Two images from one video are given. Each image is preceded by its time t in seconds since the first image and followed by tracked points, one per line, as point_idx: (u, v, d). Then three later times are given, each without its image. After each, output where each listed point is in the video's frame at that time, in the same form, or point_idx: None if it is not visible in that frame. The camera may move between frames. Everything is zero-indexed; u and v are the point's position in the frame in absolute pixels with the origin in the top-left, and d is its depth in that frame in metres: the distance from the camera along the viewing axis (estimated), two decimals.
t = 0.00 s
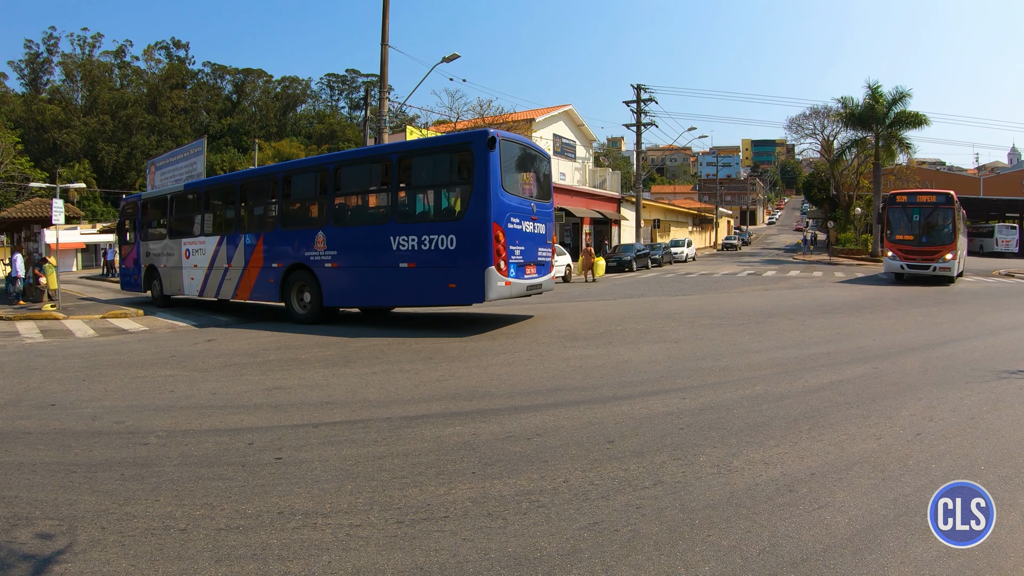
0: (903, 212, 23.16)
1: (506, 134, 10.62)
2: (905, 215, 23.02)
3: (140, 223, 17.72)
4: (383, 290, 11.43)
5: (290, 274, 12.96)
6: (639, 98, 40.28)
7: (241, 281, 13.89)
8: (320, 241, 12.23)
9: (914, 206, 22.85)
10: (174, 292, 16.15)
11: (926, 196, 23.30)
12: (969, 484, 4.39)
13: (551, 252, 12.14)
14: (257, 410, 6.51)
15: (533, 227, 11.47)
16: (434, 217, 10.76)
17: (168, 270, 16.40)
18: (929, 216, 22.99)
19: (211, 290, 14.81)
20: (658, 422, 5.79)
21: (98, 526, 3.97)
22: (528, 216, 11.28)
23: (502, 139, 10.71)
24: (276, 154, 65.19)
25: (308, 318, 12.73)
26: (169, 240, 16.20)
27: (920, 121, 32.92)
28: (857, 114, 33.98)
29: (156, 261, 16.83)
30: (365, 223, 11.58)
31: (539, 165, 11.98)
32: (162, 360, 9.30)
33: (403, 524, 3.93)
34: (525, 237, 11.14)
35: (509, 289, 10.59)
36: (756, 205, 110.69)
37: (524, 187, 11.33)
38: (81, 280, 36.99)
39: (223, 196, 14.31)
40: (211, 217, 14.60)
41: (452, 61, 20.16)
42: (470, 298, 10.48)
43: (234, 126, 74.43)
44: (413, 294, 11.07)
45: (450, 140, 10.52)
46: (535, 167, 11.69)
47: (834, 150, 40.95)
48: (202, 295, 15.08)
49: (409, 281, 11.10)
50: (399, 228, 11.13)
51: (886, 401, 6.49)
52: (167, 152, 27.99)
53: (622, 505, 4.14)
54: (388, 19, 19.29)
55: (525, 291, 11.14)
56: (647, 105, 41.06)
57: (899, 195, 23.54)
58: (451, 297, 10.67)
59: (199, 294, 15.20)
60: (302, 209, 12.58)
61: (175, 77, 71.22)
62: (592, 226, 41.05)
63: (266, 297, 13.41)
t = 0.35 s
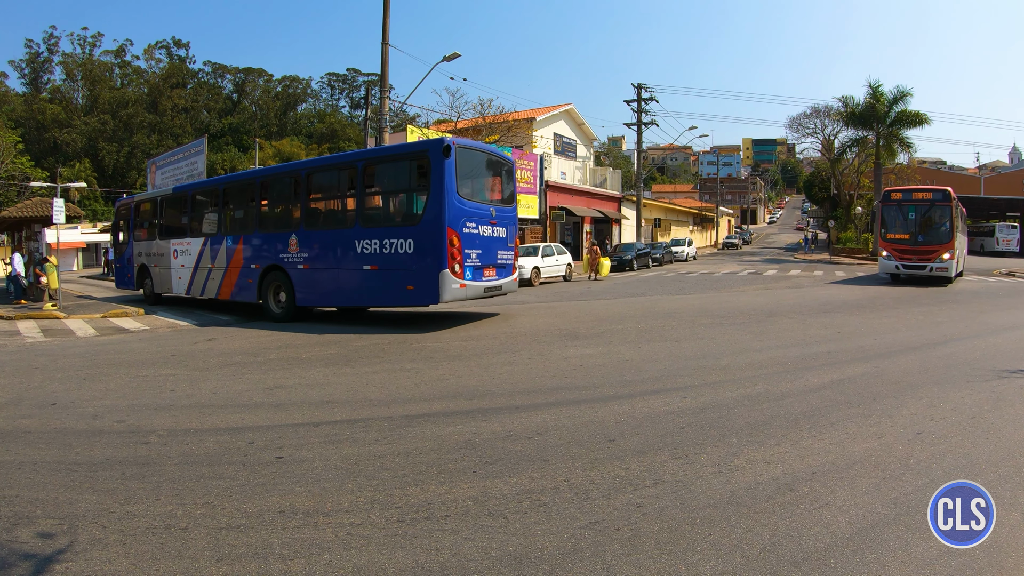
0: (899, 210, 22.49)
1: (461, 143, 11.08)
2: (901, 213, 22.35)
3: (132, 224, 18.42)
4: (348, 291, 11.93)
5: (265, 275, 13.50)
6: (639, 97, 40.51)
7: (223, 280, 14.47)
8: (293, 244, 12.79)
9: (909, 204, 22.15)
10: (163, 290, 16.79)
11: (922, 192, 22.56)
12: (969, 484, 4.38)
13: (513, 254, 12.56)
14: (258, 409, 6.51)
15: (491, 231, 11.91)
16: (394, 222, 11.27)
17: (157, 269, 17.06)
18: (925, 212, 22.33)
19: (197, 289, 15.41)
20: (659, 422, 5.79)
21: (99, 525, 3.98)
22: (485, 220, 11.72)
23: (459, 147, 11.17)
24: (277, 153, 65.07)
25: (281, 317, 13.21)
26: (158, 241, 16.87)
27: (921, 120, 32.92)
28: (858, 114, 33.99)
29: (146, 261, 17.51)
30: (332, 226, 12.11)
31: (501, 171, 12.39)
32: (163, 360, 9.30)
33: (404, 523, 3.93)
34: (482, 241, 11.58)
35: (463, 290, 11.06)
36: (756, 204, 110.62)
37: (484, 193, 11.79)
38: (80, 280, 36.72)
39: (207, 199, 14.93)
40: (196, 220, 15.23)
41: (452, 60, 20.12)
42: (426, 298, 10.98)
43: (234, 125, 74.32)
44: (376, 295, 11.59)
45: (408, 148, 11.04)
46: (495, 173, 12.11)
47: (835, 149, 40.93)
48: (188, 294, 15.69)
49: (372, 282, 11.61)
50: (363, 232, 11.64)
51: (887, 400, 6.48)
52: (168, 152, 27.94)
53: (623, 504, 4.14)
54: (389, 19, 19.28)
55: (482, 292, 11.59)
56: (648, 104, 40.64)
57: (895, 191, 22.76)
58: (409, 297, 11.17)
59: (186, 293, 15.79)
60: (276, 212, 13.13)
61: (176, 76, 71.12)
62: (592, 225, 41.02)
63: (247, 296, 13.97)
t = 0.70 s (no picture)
0: (892, 208, 20.76)
1: (421, 147, 11.38)
2: (893, 211, 20.61)
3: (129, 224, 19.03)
4: (316, 291, 12.27)
5: (244, 276, 13.94)
6: (640, 97, 39.19)
7: (208, 280, 14.99)
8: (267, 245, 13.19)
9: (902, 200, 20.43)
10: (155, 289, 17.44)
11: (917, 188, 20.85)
12: (969, 484, 4.38)
13: (478, 255, 12.84)
14: (259, 408, 6.51)
15: (453, 232, 12.19)
16: (356, 224, 11.57)
17: (149, 268, 17.72)
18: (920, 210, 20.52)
19: (184, 287, 16.00)
20: (660, 421, 5.78)
21: (100, 525, 3.98)
22: (447, 222, 12.01)
23: (419, 152, 11.46)
24: (278, 153, 65.02)
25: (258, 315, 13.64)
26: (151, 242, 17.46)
27: (922, 119, 32.92)
28: (858, 114, 34.02)
29: (140, 260, 18.16)
30: (302, 229, 12.47)
31: (467, 174, 12.66)
32: (164, 359, 9.30)
33: (404, 523, 3.93)
34: (442, 242, 11.87)
35: (422, 290, 11.36)
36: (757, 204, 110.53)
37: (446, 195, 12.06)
38: (81, 280, 36.80)
39: (194, 202, 15.42)
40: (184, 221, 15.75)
41: (453, 59, 20.09)
42: (386, 298, 11.28)
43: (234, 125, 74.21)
44: (340, 294, 11.90)
45: (369, 152, 11.36)
46: (458, 175, 12.39)
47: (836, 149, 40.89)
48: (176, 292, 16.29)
49: (338, 283, 11.94)
50: (329, 234, 11.97)
51: (888, 400, 6.47)
52: (169, 152, 27.89)
53: (624, 504, 4.14)
54: (390, 18, 19.27)
55: (443, 292, 11.89)
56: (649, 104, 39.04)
57: (887, 187, 21.04)
58: (372, 297, 11.47)
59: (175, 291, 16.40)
60: (253, 215, 13.53)
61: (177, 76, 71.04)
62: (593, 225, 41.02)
63: (229, 295, 14.48)
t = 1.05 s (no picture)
0: (885, 206, 19.82)
1: (387, 159, 11.97)
2: (887, 208, 19.70)
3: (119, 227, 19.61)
4: (291, 295, 12.93)
5: (226, 279, 14.57)
6: (641, 96, 38.87)
7: (194, 281, 15.58)
8: (248, 250, 13.81)
9: (896, 197, 19.48)
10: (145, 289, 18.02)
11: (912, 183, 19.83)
12: (969, 484, 4.38)
13: (445, 260, 13.47)
14: (260, 408, 6.51)
15: (420, 240, 12.80)
16: (327, 232, 12.21)
17: (138, 269, 18.30)
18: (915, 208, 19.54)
19: (172, 288, 16.57)
20: (661, 421, 5.79)
21: (101, 525, 3.98)
22: (413, 229, 12.62)
23: (385, 163, 12.07)
24: (279, 153, 65.02)
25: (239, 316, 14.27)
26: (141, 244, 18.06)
27: (922, 119, 32.93)
28: (859, 114, 34.01)
29: (130, 261, 18.75)
30: (278, 235, 13.10)
31: (434, 183, 13.27)
32: (164, 359, 9.31)
33: (405, 523, 3.94)
34: (409, 250, 12.51)
35: (387, 295, 12.02)
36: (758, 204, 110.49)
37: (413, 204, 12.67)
38: (81, 279, 36.77)
39: (180, 207, 16.04)
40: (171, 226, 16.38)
41: (453, 60, 20.07)
42: (354, 302, 11.95)
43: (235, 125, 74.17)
44: (313, 298, 12.56)
45: (338, 164, 11.97)
46: (425, 184, 12.99)
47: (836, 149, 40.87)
48: (164, 292, 16.86)
49: (310, 287, 12.58)
50: (303, 240, 12.60)
51: (889, 400, 6.47)
52: (170, 152, 27.89)
53: (625, 504, 4.14)
54: (390, 17, 19.25)
55: (410, 297, 12.54)
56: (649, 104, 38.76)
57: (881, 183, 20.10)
58: (341, 301, 12.14)
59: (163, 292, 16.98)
60: (235, 220, 14.16)
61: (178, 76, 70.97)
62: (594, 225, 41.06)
63: (213, 295, 15.04)
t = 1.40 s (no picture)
0: (877, 204, 18.57)
1: (357, 158, 12.64)
2: (878, 206, 18.45)
3: (114, 229, 20.40)
4: (271, 288, 13.64)
5: (212, 275, 15.32)
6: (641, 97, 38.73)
7: (183, 279, 16.32)
8: (231, 248, 14.53)
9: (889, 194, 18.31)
10: (138, 287, 18.77)
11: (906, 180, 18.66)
12: (969, 484, 4.37)
13: (417, 254, 14.11)
14: (261, 409, 6.52)
15: (391, 235, 13.46)
16: (302, 228, 12.91)
17: (132, 269, 19.09)
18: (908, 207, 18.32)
19: (163, 286, 17.30)
20: (662, 422, 5.79)
21: (101, 525, 3.98)
22: (383, 225, 13.26)
23: (355, 163, 12.73)
24: (279, 154, 65.05)
25: (224, 310, 15.02)
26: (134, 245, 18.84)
27: (922, 120, 32.93)
28: (859, 114, 34.00)
29: (125, 261, 19.54)
30: (258, 232, 13.82)
31: (405, 182, 13.92)
32: (165, 360, 9.32)
33: (406, 524, 3.94)
34: (379, 244, 13.14)
35: (359, 288, 12.67)
36: (758, 204, 110.44)
37: (383, 202, 13.32)
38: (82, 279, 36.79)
39: (169, 208, 16.80)
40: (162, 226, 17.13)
41: (453, 60, 20.06)
42: (327, 294, 12.62)
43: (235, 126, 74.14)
44: (290, 292, 13.25)
45: (311, 164, 12.68)
46: (395, 182, 13.63)
47: (837, 149, 40.86)
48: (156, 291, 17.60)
49: (288, 281, 13.27)
50: (280, 237, 13.31)
51: (890, 401, 6.46)
52: (171, 152, 27.89)
53: (625, 505, 4.14)
54: (390, 17, 19.26)
55: (381, 289, 13.20)
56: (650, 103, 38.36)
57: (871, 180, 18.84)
58: (316, 294, 12.82)
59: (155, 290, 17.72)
60: (219, 220, 14.90)
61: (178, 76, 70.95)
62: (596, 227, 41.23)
63: (200, 293, 15.76)
